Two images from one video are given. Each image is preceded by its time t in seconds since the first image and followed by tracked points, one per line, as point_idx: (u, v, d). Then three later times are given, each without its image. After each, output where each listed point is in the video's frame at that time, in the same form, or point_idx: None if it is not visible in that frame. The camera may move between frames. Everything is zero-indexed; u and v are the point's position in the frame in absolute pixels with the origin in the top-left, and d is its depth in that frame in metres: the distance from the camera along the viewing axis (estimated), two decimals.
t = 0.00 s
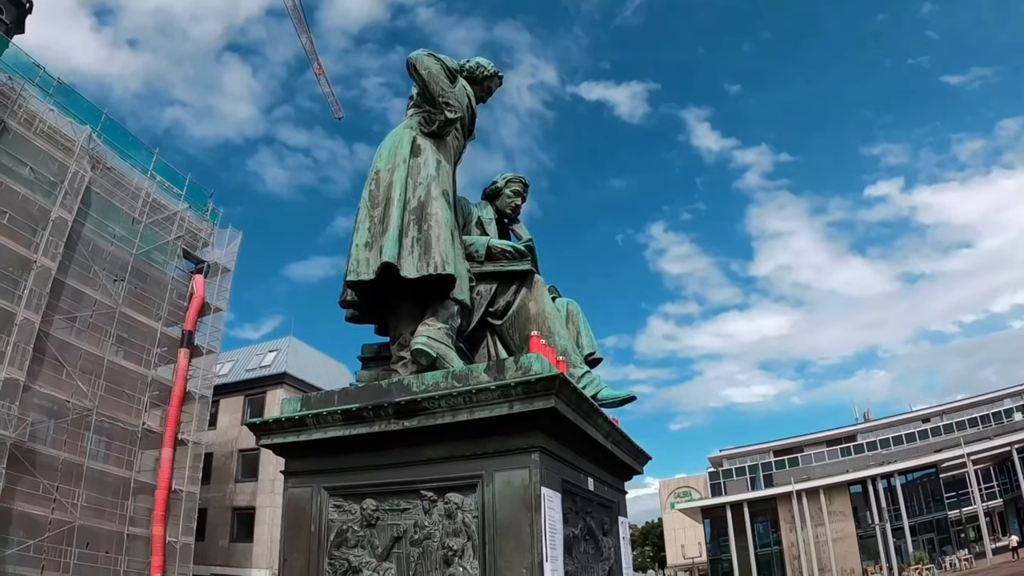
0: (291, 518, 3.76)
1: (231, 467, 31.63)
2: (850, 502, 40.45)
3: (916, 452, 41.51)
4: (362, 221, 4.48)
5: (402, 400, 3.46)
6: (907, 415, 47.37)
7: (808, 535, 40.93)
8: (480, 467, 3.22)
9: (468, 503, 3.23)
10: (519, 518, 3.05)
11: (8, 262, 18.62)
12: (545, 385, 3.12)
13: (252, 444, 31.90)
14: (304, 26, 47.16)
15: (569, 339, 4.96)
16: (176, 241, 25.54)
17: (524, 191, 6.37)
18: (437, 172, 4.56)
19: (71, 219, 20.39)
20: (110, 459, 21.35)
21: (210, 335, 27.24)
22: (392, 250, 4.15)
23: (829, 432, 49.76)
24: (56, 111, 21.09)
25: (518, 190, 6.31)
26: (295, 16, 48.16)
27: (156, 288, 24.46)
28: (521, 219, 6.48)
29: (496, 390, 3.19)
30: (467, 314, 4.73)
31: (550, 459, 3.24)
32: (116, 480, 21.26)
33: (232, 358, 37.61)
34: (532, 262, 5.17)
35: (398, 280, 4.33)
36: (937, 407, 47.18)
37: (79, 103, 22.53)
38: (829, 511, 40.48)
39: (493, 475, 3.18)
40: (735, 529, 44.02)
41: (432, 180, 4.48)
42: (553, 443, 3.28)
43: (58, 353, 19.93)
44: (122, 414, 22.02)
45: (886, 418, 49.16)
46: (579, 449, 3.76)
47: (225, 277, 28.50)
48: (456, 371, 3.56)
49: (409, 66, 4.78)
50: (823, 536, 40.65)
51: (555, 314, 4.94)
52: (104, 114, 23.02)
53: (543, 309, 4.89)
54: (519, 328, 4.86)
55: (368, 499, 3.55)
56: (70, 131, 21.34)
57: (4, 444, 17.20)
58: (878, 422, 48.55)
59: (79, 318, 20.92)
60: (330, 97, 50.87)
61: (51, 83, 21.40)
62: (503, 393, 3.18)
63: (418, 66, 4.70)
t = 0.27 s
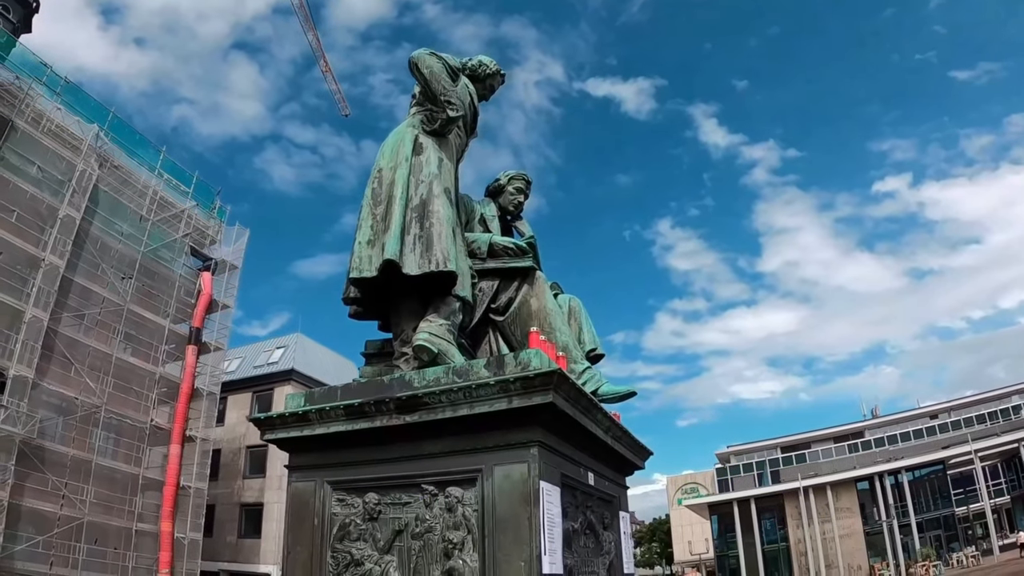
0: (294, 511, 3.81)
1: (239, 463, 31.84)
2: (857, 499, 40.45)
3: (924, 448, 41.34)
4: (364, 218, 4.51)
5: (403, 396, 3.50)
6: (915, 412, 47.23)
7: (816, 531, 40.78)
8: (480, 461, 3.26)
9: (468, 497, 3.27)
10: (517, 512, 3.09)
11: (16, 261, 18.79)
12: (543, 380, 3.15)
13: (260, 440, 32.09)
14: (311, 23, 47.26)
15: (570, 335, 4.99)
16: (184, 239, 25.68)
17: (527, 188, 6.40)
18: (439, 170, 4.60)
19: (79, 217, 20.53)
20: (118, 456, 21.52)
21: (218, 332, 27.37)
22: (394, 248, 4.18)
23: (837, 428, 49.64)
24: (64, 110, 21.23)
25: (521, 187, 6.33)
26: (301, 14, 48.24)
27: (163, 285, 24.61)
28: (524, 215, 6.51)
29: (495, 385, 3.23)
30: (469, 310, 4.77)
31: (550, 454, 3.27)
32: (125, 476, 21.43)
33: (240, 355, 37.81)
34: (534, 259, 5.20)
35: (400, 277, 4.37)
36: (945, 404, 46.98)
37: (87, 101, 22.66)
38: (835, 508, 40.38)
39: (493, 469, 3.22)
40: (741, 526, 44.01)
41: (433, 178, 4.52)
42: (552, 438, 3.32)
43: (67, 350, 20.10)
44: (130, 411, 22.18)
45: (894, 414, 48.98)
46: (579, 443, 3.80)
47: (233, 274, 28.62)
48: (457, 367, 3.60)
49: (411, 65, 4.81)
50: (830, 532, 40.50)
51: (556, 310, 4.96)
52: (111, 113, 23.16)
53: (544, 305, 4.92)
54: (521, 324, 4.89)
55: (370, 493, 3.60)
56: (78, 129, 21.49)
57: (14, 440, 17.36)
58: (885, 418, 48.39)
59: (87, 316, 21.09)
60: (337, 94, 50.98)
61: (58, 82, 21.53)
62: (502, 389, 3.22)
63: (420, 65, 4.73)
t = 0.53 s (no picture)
0: (297, 508, 3.86)
1: (246, 462, 31.99)
2: (864, 495, 40.42)
3: (931, 444, 41.20)
4: (365, 218, 4.54)
5: (403, 393, 3.54)
6: (921, 407, 47.13)
7: (822, 528, 40.72)
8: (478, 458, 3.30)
9: (468, 494, 3.31)
10: (516, 507, 3.12)
11: (23, 263, 18.94)
12: (541, 377, 3.19)
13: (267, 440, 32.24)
14: (315, 23, 47.41)
15: (570, 333, 5.02)
16: (190, 239, 25.79)
17: (528, 186, 6.42)
18: (439, 169, 4.63)
19: (85, 219, 20.65)
20: (126, 456, 21.65)
21: (224, 332, 27.47)
22: (394, 247, 4.21)
23: (844, 424, 49.56)
24: (69, 113, 21.36)
25: (522, 185, 6.36)
26: (305, 14, 48.39)
27: (170, 285, 24.74)
28: (525, 214, 6.53)
29: (493, 382, 3.27)
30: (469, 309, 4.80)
31: (548, 450, 3.30)
32: (132, 476, 21.55)
33: (247, 354, 37.97)
34: (534, 257, 5.23)
35: (400, 276, 4.40)
36: (952, 399, 46.80)
37: (92, 103, 22.78)
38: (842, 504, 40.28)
39: (492, 465, 3.25)
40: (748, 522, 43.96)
41: (433, 177, 4.56)
42: (550, 434, 3.34)
43: (73, 351, 20.25)
44: (137, 411, 22.33)
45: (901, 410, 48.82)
46: (578, 440, 3.83)
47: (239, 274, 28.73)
48: (456, 364, 3.64)
49: (410, 65, 4.83)
50: (837, 528, 40.39)
51: (556, 308, 4.99)
52: (116, 115, 23.27)
53: (544, 303, 4.95)
54: (521, 322, 4.92)
55: (371, 489, 3.64)
56: (83, 131, 21.61)
57: (23, 441, 17.50)
58: (893, 414, 48.29)
59: (94, 317, 21.24)
60: (342, 94, 51.13)
61: (63, 84, 21.64)
62: (500, 385, 3.26)
63: (419, 65, 4.76)
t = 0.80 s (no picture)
0: (301, 506, 3.91)
1: (255, 463, 32.16)
2: (873, 489, 40.27)
3: (940, 438, 41.03)
4: (365, 219, 4.58)
5: (404, 391, 3.58)
6: (930, 402, 46.97)
7: (831, 523, 40.53)
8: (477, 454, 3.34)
9: (468, 490, 3.35)
10: (514, 503, 3.16)
11: (30, 266, 19.09)
12: (538, 373, 3.23)
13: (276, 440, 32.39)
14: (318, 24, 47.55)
15: (571, 329, 5.05)
16: (196, 241, 25.92)
17: (528, 184, 6.44)
18: (438, 169, 4.67)
19: (92, 222, 20.79)
20: (135, 457, 21.80)
21: (232, 333, 27.61)
22: (394, 247, 4.25)
23: (852, 419, 49.42)
24: (74, 117, 21.49)
25: (522, 184, 6.38)
26: (309, 15, 48.54)
27: (177, 287, 24.89)
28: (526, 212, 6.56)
29: (491, 378, 3.31)
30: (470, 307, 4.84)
31: (546, 446, 3.34)
32: (141, 477, 21.69)
33: (255, 355, 38.15)
34: (535, 255, 5.26)
35: (400, 275, 4.44)
36: (961, 393, 46.59)
37: (97, 107, 22.92)
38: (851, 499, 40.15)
39: (491, 461, 3.29)
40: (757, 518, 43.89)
41: (433, 177, 4.59)
42: (548, 430, 3.38)
43: (82, 354, 20.42)
44: (146, 413, 22.48)
45: (910, 404, 48.64)
46: (578, 436, 3.86)
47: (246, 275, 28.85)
48: (456, 362, 3.68)
49: (409, 67, 4.87)
50: (846, 523, 40.26)
51: (556, 305, 5.02)
52: (122, 118, 23.41)
53: (544, 300, 4.99)
54: (522, 320, 4.96)
55: (373, 486, 3.69)
56: (89, 136, 21.75)
57: (32, 443, 17.67)
58: (901, 408, 48.13)
59: (102, 319, 21.40)
60: (346, 94, 51.24)
61: (68, 89, 21.78)
62: (498, 382, 3.30)
63: (418, 66, 4.80)
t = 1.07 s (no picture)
0: (306, 500, 3.98)
1: (266, 461, 32.41)
2: (885, 482, 40.09)
3: (951, 429, 40.84)
4: (367, 216, 4.63)
5: (405, 386, 3.64)
6: (942, 393, 46.73)
7: (843, 515, 40.14)
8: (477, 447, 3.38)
9: (468, 482, 3.40)
10: (514, 495, 3.21)
11: (41, 269, 19.30)
12: (536, 366, 3.27)
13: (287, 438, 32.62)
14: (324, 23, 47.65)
15: (572, 323, 5.10)
16: (205, 241, 26.11)
17: (530, 180, 6.48)
18: (438, 166, 4.71)
19: (101, 224, 20.98)
20: (148, 457, 22.01)
21: (242, 332, 27.77)
22: (394, 244, 4.29)
23: (863, 411, 49.22)
24: (81, 120, 21.67)
25: (524, 180, 6.42)
26: (314, 14, 48.66)
27: (187, 288, 25.08)
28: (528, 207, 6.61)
29: (490, 372, 3.36)
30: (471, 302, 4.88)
31: (545, 438, 3.38)
32: (154, 477, 21.89)
33: (265, 354, 38.39)
34: (536, 250, 5.30)
35: (401, 272, 4.49)
36: (972, 384, 46.36)
37: (105, 110, 23.10)
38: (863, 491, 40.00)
39: (491, 454, 3.34)
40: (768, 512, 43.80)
41: (433, 175, 4.64)
42: (548, 423, 3.43)
43: (93, 354, 20.64)
44: (158, 412, 22.69)
45: (921, 396, 48.42)
46: (578, 429, 3.90)
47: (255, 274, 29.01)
48: (456, 356, 3.73)
49: (408, 66, 4.91)
50: (857, 515, 40.09)
51: (557, 300, 5.06)
52: (129, 121, 23.58)
53: (545, 295, 5.03)
54: (523, 314, 5.00)
55: (376, 480, 3.75)
56: (97, 138, 21.94)
57: (44, 444, 17.88)
58: (913, 400, 47.89)
59: (113, 321, 21.62)
60: (353, 93, 51.39)
61: (75, 92, 21.95)
62: (498, 375, 3.34)
63: (416, 65, 4.84)
